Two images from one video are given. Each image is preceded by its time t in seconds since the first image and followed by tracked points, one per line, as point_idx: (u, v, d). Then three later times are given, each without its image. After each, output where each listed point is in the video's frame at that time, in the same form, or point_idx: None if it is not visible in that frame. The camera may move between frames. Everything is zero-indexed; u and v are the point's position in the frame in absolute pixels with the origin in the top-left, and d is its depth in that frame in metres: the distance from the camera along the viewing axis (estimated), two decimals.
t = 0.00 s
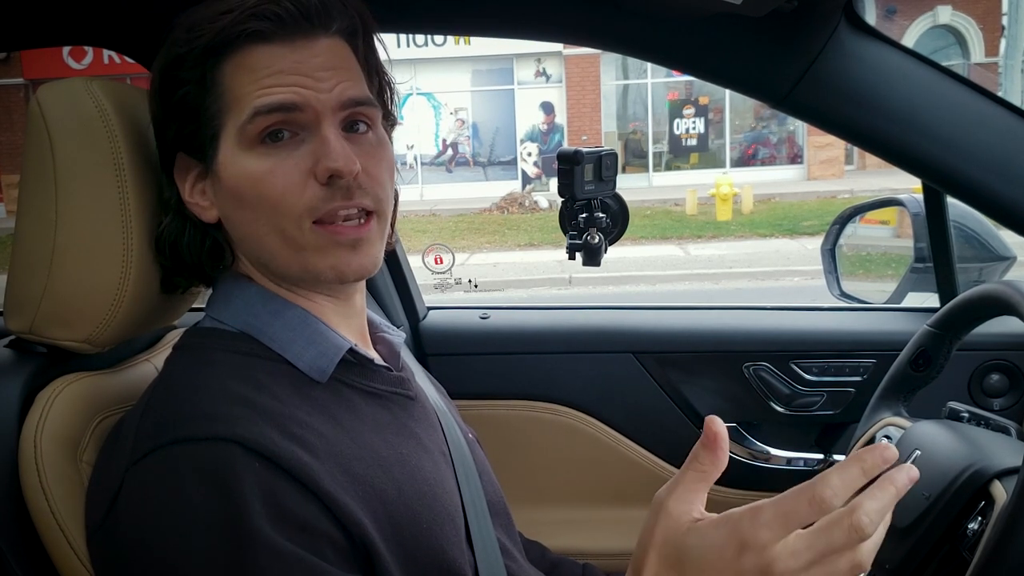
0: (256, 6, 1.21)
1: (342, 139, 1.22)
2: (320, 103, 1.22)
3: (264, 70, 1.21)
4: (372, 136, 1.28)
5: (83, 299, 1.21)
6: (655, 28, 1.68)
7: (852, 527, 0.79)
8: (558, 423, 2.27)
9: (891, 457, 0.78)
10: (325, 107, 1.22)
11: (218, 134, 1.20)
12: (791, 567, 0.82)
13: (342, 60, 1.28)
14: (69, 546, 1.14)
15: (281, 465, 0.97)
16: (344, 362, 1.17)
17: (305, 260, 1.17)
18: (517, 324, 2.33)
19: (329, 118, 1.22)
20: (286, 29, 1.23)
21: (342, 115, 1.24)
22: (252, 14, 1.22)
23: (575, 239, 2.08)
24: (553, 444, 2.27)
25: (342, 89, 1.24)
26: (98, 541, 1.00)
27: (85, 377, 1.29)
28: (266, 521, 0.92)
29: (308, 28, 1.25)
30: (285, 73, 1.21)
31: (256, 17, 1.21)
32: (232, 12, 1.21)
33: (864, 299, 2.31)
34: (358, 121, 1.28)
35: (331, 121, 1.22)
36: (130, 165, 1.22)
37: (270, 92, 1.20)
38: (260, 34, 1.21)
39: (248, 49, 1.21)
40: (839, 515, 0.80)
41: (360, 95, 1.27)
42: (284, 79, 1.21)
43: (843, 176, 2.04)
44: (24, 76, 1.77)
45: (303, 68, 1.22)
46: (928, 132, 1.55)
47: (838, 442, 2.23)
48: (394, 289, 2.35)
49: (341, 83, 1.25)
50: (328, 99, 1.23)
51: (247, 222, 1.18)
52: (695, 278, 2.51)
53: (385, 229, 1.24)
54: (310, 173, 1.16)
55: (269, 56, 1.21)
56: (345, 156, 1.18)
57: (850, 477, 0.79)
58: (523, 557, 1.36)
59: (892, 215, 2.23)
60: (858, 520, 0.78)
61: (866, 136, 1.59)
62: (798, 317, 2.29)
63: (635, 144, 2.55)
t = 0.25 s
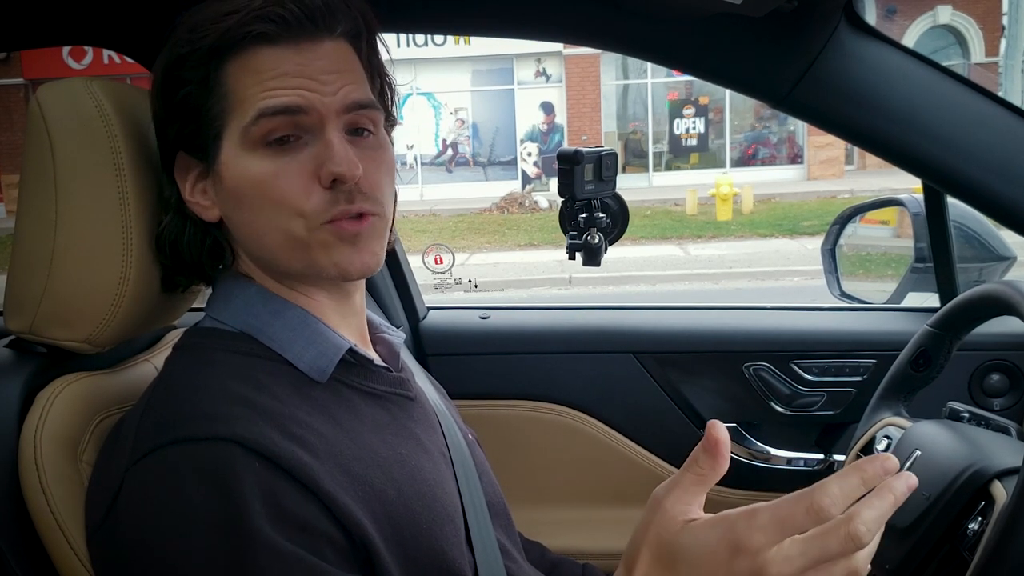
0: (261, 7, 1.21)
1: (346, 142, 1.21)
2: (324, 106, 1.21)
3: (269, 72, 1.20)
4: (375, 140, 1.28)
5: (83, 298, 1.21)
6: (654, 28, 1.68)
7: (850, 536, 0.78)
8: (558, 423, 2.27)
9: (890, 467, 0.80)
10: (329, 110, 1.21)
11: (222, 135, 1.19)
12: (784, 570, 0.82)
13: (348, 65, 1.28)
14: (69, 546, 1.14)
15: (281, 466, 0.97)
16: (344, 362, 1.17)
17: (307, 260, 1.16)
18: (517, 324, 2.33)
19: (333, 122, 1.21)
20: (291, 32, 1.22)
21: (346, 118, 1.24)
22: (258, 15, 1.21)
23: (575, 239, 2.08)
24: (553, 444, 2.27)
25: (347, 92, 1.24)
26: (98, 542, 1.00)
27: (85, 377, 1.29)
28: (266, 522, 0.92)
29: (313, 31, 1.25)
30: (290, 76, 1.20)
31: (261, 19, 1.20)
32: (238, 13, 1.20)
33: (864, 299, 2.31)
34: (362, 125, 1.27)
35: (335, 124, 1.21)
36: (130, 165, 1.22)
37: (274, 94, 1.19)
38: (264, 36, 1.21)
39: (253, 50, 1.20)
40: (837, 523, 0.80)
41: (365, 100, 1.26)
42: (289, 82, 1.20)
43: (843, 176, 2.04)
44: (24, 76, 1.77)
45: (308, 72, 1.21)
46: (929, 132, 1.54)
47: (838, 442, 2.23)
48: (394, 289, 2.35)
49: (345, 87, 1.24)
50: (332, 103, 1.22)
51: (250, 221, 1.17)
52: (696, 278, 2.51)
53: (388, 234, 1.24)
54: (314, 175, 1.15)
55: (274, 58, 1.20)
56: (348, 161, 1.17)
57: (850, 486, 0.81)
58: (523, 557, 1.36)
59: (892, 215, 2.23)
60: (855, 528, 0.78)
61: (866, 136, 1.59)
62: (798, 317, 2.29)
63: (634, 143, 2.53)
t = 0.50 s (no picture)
0: (325, 25, 1.17)
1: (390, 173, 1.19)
2: (375, 131, 1.18)
3: (322, 92, 1.16)
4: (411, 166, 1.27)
5: (83, 298, 1.21)
6: (654, 28, 1.68)
7: (779, 488, 0.70)
8: (558, 424, 2.27)
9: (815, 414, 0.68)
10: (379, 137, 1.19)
11: (263, 145, 1.15)
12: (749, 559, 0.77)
13: (396, 86, 1.25)
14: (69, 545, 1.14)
15: (279, 471, 0.97)
16: (345, 364, 1.17)
17: (335, 284, 1.15)
18: (517, 324, 2.33)
19: (381, 148, 1.19)
20: (349, 52, 1.19)
21: (393, 145, 1.21)
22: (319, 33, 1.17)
23: (575, 239, 2.08)
24: (553, 444, 2.27)
25: (398, 119, 1.21)
26: (97, 542, 1.00)
27: (85, 377, 1.29)
28: (264, 526, 0.92)
29: (370, 54, 1.21)
30: (345, 97, 1.17)
31: (323, 37, 1.17)
32: (301, 27, 1.16)
33: (864, 299, 2.31)
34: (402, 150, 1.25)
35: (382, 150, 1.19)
36: (129, 165, 1.22)
37: (327, 114, 1.16)
38: (322, 54, 1.17)
39: (309, 67, 1.16)
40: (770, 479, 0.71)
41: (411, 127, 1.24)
42: (343, 104, 1.17)
43: (843, 176, 2.04)
44: (25, 76, 1.76)
45: (362, 95, 1.18)
46: (931, 133, 1.55)
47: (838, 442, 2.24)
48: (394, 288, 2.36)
49: (396, 112, 1.22)
50: (382, 128, 1.19)
51: (281, 236, 1.15)
52: (695, 278, 2.51)
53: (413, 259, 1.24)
54: (357, 203, 1.14)
55: (330, 77, 1.17)
56: (392, 191, 1.16)
57: (772, 437, 0.69)
58: (522, 557, 1.36)
59: (892, 215, 2.23)
60: (785, 480, 0.70)
61: (866, 136, 1.59)
62: (798, 317, 2.29)
63: (635, 144, 2.56)
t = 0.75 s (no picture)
0: (354, 28, 1.15)
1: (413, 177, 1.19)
2: (400, 135, 1.17)
3: (350, 94, 1.15)
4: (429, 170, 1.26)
5: (83, 299, 1.21)
6: (653, 28, 1.68)
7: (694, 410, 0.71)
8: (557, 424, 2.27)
9: (711, 330, 0.69)
10: (404, 141, 1.18)
11: (286, 145, 1.14)
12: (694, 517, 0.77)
13: (419, 90, 1.24)
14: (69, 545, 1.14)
15: (278, 477, 0.97)
16: (345, 366, 1.17)
17: (354, 285, 1.14)
18: (516, 324, 2.33)
19: (406, 152, 1.18)
20: (377, 56, 1.17)
21: (415, 150, 1.21)
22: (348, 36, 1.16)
23: (575, 239, 2.08)
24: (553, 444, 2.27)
25: (421, 124, 1.20)
26: (96, 544, 1.00)
27: (85, 377, 1.29)
28: (263, 532, 0.92)
29: (399, 58, 1.20)
30: (373, 99, 1.16)
31: (352, 39, 1.15)
32: (330, 28, 1.14)
33: (864, 299, 2.30)
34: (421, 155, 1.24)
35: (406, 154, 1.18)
36: (129, 166, 1.22)
37: (354, 115, 1.14)
38: (353, 58, 1.16)
39: (336, 69, 1.15)
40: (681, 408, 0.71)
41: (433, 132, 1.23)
42: (371, 106, 1.15)
43: (843, 176, 2.04)
44: (25, 76, 1.76)
45: (390, 99, 1.17)
46: (932, 132, 1.54)
47: (838, 442, 2.24)
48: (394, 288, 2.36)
49: (420, 117, 1.21)
50: (409, 131, 1.18)
51: (301, 236, 1.13)
52: (695, 278, 2.51)
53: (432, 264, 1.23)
54: (380, 205, 1.13)
55: (358, 80, 1.15)
56: (417, 197, 1.15)
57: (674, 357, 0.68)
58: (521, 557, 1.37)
59: (892, 215, 2.23)
60: (699, 402, 0.71)
61: (866, 135, 1.59)
62: (798, 317, 2.29)
63: (635, 144, 2.57)
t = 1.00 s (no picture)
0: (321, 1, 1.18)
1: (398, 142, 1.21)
2: (379, 102, 1.20)
3: (327, 66, 1.17)
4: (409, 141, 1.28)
5: (82, 299, 1.21)
6: (654, 28, 1.68)
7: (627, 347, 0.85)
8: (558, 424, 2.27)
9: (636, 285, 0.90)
10: (385, 107, 1.21)
11: (271, 125, 1.15)
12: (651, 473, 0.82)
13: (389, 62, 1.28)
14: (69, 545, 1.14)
15: (277, 474, 0.97)
16: (339, 364, 1.17)
17: (353, 260, 1.14)
18: (516, 324, 2.33)
19: (385, 120, 1.21)
20: (346, 27, 1.21)
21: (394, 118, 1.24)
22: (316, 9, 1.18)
23: (575, 239, 2.08)
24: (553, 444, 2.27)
25: (397, 91, 1.24)
26: (96, 543, 1.00)
27: (84, 377, 1.29)
28: (263, 530, 0.93)
29: (365, 31, 1.24)
30: (349, 69, 1.19)
31: (321, 11, 1.18)
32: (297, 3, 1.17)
33: (864, 300, 2.31)
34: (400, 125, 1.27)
35: (387, 121, 1.21)
36: (129, 166, 1.22)
37: (335, 85, 1.17)
38: (322, 30, 1.18)
39: (310, 43, 1.17)
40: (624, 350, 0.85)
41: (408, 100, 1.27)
42: (348, 76, 1.18)
43: (843, 176, 2.04)
44: (24, 76, 1.76)
45: (366, 68, 1.20)
46: (932, 132, 1.54)
47: (838, 442, 2.23)
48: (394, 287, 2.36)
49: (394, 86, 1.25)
50: (384, 100, 1.21)
51: (297, 216, 1.14)
52: (695, 278, 2.51)
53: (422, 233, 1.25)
54: (371, 171, 1.15)
55: (332, 52, 1.18)
56: (405, 158, 1.18)
57: (610, 309, 0.89)
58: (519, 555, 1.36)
59: (893, 215, 2.23)
60: (632, 339, 0.85)
61: (866, 135, 1.59)
62: (798, 317, 2.29)
63: (635, 144, 2.56)
